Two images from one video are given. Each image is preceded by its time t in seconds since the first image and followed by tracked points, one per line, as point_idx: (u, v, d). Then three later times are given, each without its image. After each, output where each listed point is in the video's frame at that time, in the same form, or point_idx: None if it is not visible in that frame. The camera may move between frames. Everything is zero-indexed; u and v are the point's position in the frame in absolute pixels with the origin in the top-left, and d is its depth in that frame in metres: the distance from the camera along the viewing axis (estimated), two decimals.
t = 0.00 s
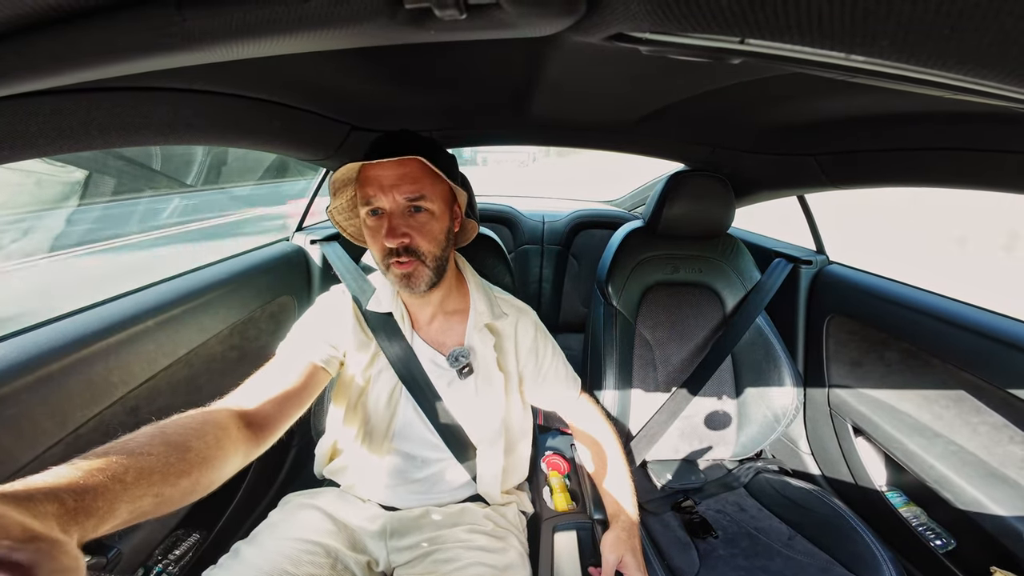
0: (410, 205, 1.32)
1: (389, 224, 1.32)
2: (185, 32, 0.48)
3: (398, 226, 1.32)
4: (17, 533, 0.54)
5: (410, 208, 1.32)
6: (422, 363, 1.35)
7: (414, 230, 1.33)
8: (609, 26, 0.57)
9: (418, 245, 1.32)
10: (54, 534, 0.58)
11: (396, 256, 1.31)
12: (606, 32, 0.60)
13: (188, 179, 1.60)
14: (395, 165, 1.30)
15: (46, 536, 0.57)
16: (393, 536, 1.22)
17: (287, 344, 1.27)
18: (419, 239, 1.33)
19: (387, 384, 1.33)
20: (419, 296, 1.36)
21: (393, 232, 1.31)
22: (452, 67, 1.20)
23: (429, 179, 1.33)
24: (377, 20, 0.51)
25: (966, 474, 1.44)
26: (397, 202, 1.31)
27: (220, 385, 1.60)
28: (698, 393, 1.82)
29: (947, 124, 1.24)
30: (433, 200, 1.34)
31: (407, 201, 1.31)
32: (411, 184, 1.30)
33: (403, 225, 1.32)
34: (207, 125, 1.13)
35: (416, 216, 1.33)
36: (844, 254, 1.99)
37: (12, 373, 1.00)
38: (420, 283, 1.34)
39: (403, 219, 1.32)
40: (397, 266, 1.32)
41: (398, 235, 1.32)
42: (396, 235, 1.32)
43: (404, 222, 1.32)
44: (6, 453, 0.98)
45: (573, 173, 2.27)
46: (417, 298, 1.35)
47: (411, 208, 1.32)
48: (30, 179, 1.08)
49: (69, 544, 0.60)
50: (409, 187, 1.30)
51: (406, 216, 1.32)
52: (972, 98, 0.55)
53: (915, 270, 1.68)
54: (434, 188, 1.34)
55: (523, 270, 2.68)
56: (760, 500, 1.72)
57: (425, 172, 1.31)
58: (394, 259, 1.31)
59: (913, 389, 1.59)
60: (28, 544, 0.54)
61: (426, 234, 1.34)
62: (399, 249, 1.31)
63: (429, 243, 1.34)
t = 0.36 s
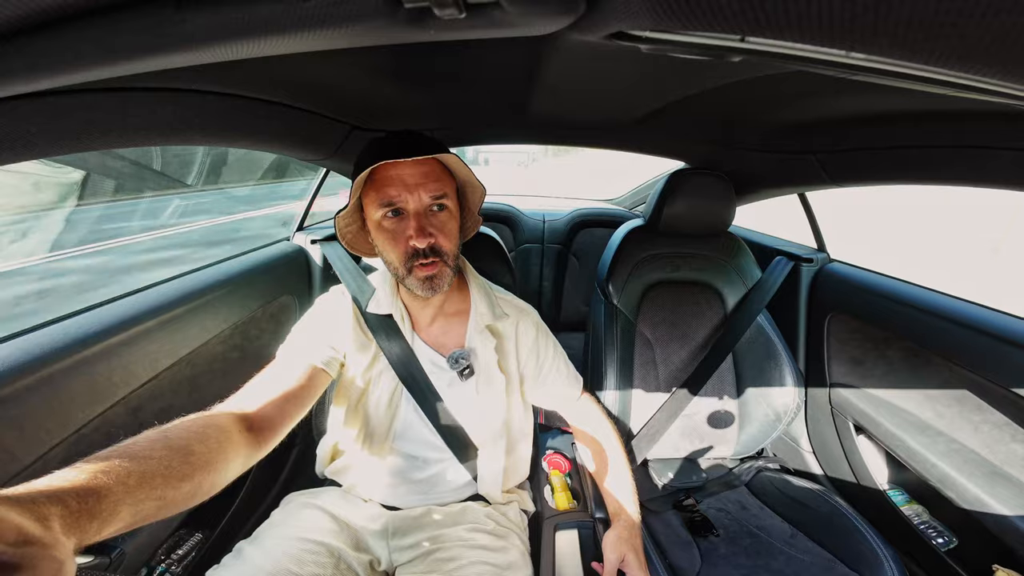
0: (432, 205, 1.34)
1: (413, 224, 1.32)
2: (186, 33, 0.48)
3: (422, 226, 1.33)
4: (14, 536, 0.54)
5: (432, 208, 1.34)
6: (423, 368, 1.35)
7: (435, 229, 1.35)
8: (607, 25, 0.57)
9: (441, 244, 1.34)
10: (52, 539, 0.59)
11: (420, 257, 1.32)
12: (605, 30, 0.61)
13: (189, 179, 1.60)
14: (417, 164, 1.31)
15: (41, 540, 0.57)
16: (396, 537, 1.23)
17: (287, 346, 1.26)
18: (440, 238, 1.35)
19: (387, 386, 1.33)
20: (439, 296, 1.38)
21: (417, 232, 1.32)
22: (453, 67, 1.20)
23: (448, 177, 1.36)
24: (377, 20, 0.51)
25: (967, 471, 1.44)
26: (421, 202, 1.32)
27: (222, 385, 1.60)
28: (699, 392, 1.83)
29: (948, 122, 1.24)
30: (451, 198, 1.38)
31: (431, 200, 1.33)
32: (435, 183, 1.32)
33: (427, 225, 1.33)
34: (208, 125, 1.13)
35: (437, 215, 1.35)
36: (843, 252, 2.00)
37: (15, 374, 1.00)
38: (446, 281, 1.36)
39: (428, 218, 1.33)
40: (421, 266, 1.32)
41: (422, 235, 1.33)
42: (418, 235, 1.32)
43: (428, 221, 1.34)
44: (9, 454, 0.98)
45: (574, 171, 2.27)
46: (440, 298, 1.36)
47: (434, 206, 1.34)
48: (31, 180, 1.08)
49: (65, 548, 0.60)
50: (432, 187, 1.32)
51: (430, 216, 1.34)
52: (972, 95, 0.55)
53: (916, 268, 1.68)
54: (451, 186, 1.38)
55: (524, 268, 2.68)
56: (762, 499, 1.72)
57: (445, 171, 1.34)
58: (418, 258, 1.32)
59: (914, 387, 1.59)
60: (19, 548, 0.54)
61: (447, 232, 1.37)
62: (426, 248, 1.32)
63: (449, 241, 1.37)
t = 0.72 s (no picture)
0: (434, 203, 1.33)
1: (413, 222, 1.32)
2: (189, 31, 0.47)
3: (423, 224, 1.33)
4: (23, 538, 0.54)
5: (434, 206, 1.33)
6: (424, 361, 1.35)
7: (437, 228, 1.34)
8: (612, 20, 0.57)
9: (442, 244, 1.34)
10: (58, 542, 0.58)
11: (419, 254, 1.32)
12: (611, 28, 0.60)
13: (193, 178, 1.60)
14: (420, 162, 1.31)
15: (47, 543, 0.57)
16: (396, 535, 1.23)
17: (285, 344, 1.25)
18: (441, 236, 1.35)
19: (386, 385, 1.32)
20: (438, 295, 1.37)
21: (418, 230, 1.32)
22: (456, 66, 1.20)
23: (451, 177, 1.35)
24: (380, 18, 0.51)
25: (968, 469, 1.43)
26: (423, 200, 1.32)
27: (224, 383, 1.61)
28: (699, 391, 1.83)
29: (952, 121, 1.23)
30: (454, 198, 1.37)
31: (432, 198, 1.33)
32: (436, 182, 1.32)
33: (428, 223, 1.33)
34: (211, 123, 1.13)
35: (440, 214, 1.35)
36: (846, 251, 2.01)
37: (19, 373, 1.00)
38: (445, 281, 1.35)
39: (428, 217, 1.33)
40: (420, 265, 1.32)
41: (423, 233, 1.32)
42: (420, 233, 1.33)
43: (429, 220, 1.33)
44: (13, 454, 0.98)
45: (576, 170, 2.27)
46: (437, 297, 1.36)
47: (435, 206, 1.34)
48: (33, 179, 1.07)
49: (71, 550, 0.60)
50: (435, 185, 1.32)
51: (431, 214, 1.33)
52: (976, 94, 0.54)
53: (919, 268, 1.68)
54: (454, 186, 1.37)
55: (525, 266, 2.68)
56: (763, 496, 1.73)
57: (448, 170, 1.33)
58: (418, 257, 1.32)
59: (916, 386, 1.59)
60: (31, 548, 0.54)
61: (448, 231, 1.36)
62: (425, 247, 1.32)
63: (450, 241, 1.37)
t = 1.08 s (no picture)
0: (464, 204, 1.36)
1: (448, 224, 1.33)
2: (190, 28, 0.48)
3: (457, 225, 1.35)
4: (22, 538, 0.54)
5: (464, 207, 1.36)
6: (424, 362, 1.35)
7: (466, 227, 1.38)
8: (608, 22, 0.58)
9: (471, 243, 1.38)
10: (57, 542, 0.58)
11: (454, 255, 1.34)
12: (610, 28, 0.60)
13: (193, 178, 1.60)
14: (453, 165, 1.32)
15: (46, 543, 0.57)
16: (397, 536, 1.24)
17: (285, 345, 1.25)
18: (469, 235, 1.39)
19: (386, 385, 1.32)
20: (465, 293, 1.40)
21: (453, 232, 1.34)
22: (456, 66, 1.20)
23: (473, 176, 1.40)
24: (380, 18, 0.51)
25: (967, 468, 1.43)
26: (458, 202, 1.34)
27: (224, 384, 1.61)
28: (699, 391, 1.83)
29: (950, 120, 1.24)
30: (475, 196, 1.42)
31: (465, 198, 1.36)
32: (466, 182, 1.35)
33: (461, 223, 1.36)
34: (211, 123, 1.13)
35: (468, 213, 1.39)
36: (846, 250, 2.01)
37: (19, 373, 1.00)
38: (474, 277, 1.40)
39: (462, 217, 1.36)
40: (456, 265, 1.34)
41: (455, 234, 1.35)
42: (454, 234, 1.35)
43: (460, 220, 1.36)
44: (15, 454, 0.98)
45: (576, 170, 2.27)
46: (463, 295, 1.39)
47: (466, 206, 1.37)
48: (33, 179, 1.08)
49: (70, 551, 0.59)
50: (466, 186, 1.35)
51: (463, 215, 1.37)
52: (972, 93, 0.55)
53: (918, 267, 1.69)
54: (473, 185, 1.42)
55: (524, 266, 2.69)
56: (762, 495, 1.74)
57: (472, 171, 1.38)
58: (453, 257, 1.33)
59: (915, 386, 1.60)
60: (30, 548, 0.54)
61: (472, 229, 1.41)
62: (460, 247, 1.35)
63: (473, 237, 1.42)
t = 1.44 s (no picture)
0: (468, 211, 1.36)
1: (449, 228, 1.33)
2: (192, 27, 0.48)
3: (458, 231, 1.35)
4: (21, 537, 0.54)
5: (468, 213, 1.36)
6: (425, 360, 1.36)
7: (469, 234, 1.37)
8: (609, 21, 0.58)
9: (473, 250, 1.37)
10: (57, 540, 0.58)
11: (452, 259, 1.34)
12: (611, 27, 0.60)
13: (193, 178, 1.60)
14: (462, 170, 1.32)
15: (46, 541, 0.57)
16: (398, 535, 1.24)
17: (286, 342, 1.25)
18: (471, 243, 1.38)
19: (386, 384, 1.31)
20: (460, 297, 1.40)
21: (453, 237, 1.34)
22: (457, 65, 1.20)
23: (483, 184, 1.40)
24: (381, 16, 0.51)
25: (966, 467, 1.44)
26: (461, 207, 1.34)
27: (225, 383, 1.61)
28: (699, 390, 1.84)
29: (949, 120, 1.24)
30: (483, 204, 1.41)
31: (469, 205, 1.36)
32: (473, 189, 1.35)
33: (463, 230, 1.36)
34: (211, 122, 1.12)
35: (472, 221, 1.38)
36: (847, 250, 2.02)
37: (19, 372, 1.00)
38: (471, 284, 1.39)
39: (463, 223, 1.36)
40: (453, 270, 1.34)
41: (456, 240, 1.35)
42: (455, 240, 1.35)
43: (463, 226, 1.36)
44: (15, 453, 0.98)
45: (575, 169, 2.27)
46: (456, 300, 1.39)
47: (470, 213, 1.36)
48: (34, 179, 1.08)
49: (70, 548, 0.59)
50: (472, 193, 1.35)
51: (466, 221, 1.36)
52: (971, 92, 0.55)
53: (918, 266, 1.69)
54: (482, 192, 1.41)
55: (524, 265, 2.69)
56: (763, 495, 1.72)
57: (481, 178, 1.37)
58: (450, 262, 1.34)
59: (914, 384, 1.60)
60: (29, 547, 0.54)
61: (476, 237, 1.40)
62: (459, 252, 1.35)
63: (476, 245, 1.41)
